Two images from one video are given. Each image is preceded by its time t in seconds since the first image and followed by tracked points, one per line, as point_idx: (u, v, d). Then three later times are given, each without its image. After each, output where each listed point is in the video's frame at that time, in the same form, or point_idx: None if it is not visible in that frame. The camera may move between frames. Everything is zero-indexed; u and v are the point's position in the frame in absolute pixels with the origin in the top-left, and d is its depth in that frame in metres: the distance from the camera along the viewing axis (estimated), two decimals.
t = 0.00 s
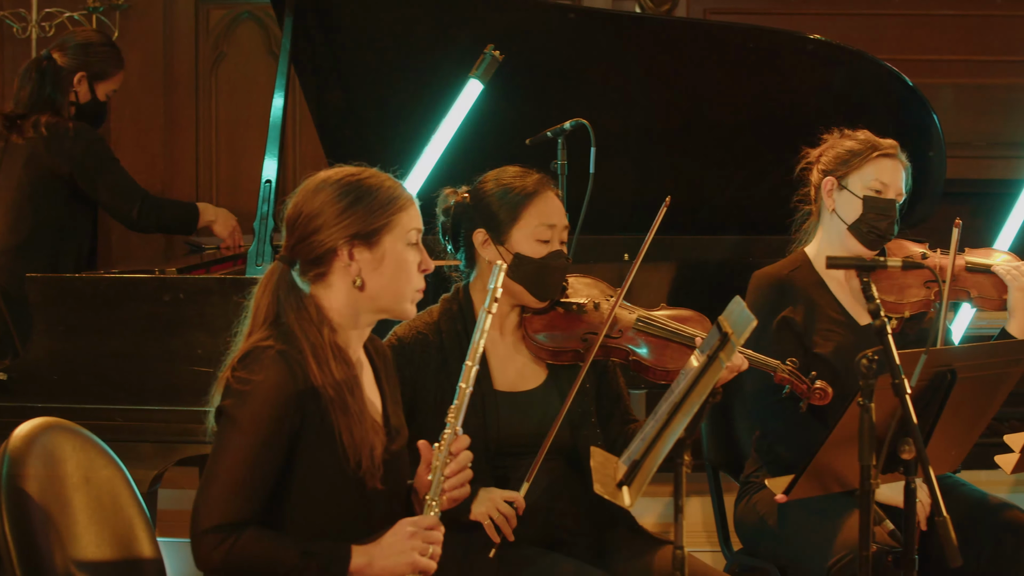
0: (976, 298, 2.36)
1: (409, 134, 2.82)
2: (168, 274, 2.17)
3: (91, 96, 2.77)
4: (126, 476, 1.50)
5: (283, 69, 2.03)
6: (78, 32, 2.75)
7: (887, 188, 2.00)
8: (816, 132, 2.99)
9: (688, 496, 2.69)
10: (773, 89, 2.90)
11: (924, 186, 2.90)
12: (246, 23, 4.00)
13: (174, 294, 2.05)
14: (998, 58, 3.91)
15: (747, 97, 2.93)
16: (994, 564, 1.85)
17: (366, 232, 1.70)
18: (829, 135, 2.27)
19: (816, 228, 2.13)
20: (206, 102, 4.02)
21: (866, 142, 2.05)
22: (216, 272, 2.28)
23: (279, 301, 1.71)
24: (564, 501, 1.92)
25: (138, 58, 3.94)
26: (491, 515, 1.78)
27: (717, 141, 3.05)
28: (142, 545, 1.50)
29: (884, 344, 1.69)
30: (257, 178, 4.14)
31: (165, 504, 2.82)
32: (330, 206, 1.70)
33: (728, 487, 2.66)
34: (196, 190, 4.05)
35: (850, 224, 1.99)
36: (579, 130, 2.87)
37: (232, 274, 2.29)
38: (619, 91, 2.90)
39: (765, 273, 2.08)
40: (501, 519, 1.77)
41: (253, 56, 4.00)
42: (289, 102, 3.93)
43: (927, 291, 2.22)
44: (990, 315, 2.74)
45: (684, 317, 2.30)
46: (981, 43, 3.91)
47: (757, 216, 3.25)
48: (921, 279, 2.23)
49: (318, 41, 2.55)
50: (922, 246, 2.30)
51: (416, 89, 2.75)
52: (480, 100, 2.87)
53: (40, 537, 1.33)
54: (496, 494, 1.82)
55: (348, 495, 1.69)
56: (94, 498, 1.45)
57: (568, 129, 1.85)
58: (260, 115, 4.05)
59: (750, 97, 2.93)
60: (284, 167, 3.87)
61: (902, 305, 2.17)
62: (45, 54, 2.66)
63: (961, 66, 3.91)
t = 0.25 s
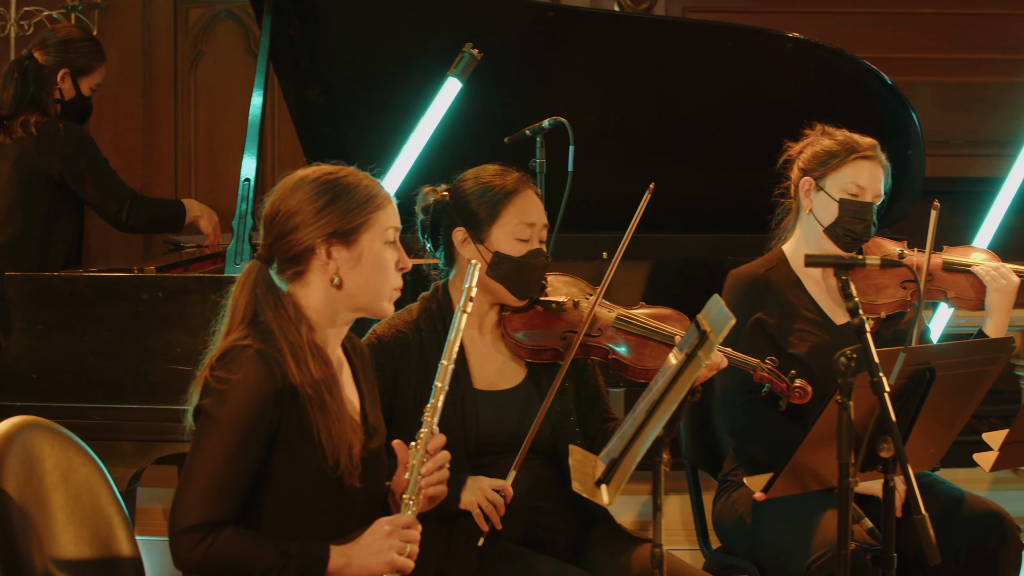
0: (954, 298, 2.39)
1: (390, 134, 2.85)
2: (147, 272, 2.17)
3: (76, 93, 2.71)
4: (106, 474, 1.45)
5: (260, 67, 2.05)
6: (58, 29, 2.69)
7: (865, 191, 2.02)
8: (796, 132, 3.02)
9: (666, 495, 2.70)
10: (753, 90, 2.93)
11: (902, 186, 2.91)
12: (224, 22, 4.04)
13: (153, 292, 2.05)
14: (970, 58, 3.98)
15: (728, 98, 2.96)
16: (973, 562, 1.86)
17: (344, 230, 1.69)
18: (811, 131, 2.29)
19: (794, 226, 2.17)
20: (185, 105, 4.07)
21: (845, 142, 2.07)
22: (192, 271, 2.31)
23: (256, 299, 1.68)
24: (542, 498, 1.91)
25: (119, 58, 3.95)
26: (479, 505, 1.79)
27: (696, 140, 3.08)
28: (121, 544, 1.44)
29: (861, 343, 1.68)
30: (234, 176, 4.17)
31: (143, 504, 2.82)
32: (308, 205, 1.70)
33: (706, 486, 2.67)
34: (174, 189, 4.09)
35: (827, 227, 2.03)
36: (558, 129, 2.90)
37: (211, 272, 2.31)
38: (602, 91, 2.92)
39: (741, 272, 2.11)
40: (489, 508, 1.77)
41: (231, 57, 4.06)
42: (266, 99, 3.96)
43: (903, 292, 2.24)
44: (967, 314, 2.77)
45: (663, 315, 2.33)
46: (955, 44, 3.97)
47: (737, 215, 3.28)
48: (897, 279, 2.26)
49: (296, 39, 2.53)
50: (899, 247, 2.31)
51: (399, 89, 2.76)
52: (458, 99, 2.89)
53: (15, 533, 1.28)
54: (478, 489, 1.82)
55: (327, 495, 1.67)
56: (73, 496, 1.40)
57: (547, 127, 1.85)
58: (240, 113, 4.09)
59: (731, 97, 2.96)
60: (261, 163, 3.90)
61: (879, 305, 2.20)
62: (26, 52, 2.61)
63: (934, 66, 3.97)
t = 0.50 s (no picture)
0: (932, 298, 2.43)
1: (371, 132, 2.85)
2: (127, 270, 2.17)
3: (70, 93, 2.70)
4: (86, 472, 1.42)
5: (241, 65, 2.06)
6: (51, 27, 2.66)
7: (844, 194, 2.05)
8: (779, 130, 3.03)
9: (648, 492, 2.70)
10: (737, 88, 2.94)
11: (883, 185, 2.93)
12: (205, 20, 4.05)
13: (134, 290, 2.06)
14: (951, 56, 4.00)
15: (711, 96, 2.97)
16: (953, 559, 1.86)
17: (323, 228, 1.69)
18: (798, 127, 2.29)
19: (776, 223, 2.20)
20: (166, 103, 4.06)
21: (828, 143, 2.08)
22: (173, 268, 2.31)
23: (236, 297, 1.67)
24: (522, 496, 1.92)
25: (102, 55, 3.94)
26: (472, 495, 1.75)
27: (680, 138, 3.09)
28: (102, 542, 1.40)
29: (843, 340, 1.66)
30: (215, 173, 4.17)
31: (124, 501, 2.82)
32: (287, 202, 1.69)
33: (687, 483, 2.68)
34: (155, 187, 4.09)
35: (805, 228, 2.05)
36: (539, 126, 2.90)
37: (192, 270, 2.31)
38: (586, 89, 2.93)
39: (719, 270, 2.12)
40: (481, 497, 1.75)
41: (212, 55, 4.06)
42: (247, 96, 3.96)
43: (882, 293, 2.28)
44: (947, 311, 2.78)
45: (644, 314, 2.35)
46: (936, 41, 3.99)
47: (719, 212, 3.29)
48: (874, 280, 2.29)
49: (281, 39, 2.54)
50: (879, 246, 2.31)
51: (382, 87, 2.77)
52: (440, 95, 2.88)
53: None
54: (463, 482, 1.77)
55: (307, 493, 1.65)
56: (53, 495, 1.37)
57: (527, 124, 1.86)
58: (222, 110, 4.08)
59: (715, 96, 2.97)
60: (242, 159, 3.91)
61: (856, 306, 2.23)
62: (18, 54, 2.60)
63: (916, 64, 3.99)
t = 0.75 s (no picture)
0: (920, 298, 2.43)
1: (361, 129, 2.85)
2: (116, 267, 2.17)
3: (73, 94, 2.78)
4: (75, 469, 1.40)
5: (230, 62, 2.06)
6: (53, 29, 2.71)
7: (834, 198, 2.05)
8: (771, 126, 3.03)
9: (638, 490, 2.70)
10: (729, 86, 2.94)
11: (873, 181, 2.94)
12: (195, 18, 4.00)
13: (123, 287, 2.06)
14: (942, 53, 4.00)
15: (703, 94, 2.97)
16: (943, 556, 1.86)
17: (311, 225, 1.69)
18: (794, 124, 2.29)
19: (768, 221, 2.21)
20: (155, 100, 4.04)
21: (821, 143, 2.07)
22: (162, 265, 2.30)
23: (225, 295, 1.68)
24: (510, 493, 1.92)
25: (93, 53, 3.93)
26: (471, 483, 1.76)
27: (672, 135, 3.09)
28: (90, 539, 1.38)
29: (833, 336, 1.65)
30: (205, 171, 4.16)
31: (114, 499, 2.82)
32: (276, 200, 1.69)
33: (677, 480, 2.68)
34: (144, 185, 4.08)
35: (794, 230, 2.06)
36: (530, 123, 2.89)
37: (180, 267, 2.31)
38: (578, 87, 2.93)
39: (710, 266, 2.13)
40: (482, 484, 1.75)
41: (201, 53, 4.02)
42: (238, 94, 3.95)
43: (871, 292, 2.29)
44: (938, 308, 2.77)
45: (636, 312, 2.36)
46: (928, 38, 3.98)
47: (711, 209, 3.31)
48: (864, 279, 2.31)
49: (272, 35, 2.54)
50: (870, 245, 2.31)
51: (373, 85, 2.76)
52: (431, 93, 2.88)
53: None
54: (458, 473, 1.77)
55: (296, 491, 1.65)
56: (42, 492, 1.36)
57: (517, 121, 1.87)
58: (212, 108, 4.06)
59: (707, 93, 2.97)
60: (233, 157, 3.90)
61: (846, 304, 2.25)
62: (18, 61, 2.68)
63: (907, 61, 3.98)
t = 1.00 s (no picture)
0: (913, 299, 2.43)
1: (355, 127, 2.85)
2: (110, 264, 2.17)
3: (85, 97, 2.81)
4: (68, 466, 1.38)
5: (223, 59, 2.06)
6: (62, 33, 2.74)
7: (828, 198, 2.05)
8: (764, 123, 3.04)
9: (630, 487, 2.70)
10: (722, 84, 2.94)
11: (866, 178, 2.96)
12: (188, 15, 4.02)
13: (116, 284, 2.06)
14: (935, 50, 4.00)
15: (696, 91, 2.97)
16: (936, 552, 1.86)
17: (303, 222, 1.69)
18: (789, 121, 2.28)
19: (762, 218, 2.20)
20: (149, 99, 4.03)
21: (816, 141, 2.07)
22: (156, 262, 2.32)
23: (217, 292, 1.68)
24: (503, 489, 1.92)
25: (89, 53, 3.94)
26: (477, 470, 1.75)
27: (666, 133, 3.09)
28: (84, 536, 1.37)
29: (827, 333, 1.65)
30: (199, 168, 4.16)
31: (107, 495, 2.82)
32: (267, 197, 1.69)
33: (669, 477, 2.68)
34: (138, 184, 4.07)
35: (788, 228, 2.06)
36: (523, 121, 2.89)
37: (173, 264, 2.31)
38: (572, 85, 2.93)
39: (704, 262, 2.13)
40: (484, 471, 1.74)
41: (196, 50, 4.03)
42: (232, 92, 3.95)
43: (864, 291, 2.29)
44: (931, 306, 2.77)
45: (631, 312, 2.35)
46: (921, 36, 3.99)
47: (705, 206, 3.31)
48: (859, 278, 2.30)
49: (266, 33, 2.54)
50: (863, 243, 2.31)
51: (366, 82, 2.77)
52: (425, 90, 2.88)
53: None
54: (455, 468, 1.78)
55: (288, 487, 1.64)
56: (36, 488, 1.36)
57: (509, 119, 1.87)
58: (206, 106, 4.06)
59: (700, 91, 2.97)
60: (226, 155, 3.90)
61: (839, 304, 2.25)
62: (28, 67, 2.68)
63: (900, 58, 3.98)
